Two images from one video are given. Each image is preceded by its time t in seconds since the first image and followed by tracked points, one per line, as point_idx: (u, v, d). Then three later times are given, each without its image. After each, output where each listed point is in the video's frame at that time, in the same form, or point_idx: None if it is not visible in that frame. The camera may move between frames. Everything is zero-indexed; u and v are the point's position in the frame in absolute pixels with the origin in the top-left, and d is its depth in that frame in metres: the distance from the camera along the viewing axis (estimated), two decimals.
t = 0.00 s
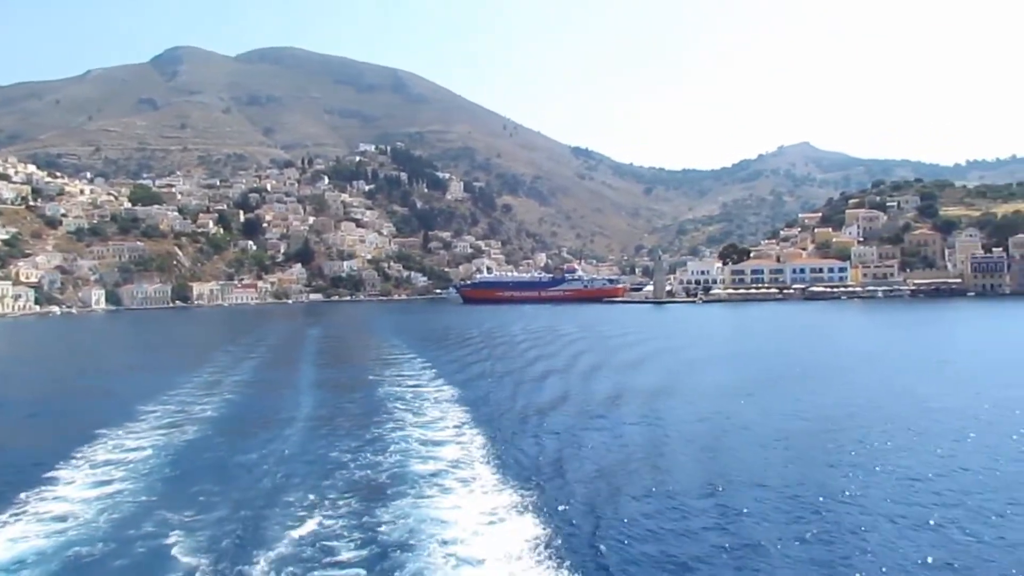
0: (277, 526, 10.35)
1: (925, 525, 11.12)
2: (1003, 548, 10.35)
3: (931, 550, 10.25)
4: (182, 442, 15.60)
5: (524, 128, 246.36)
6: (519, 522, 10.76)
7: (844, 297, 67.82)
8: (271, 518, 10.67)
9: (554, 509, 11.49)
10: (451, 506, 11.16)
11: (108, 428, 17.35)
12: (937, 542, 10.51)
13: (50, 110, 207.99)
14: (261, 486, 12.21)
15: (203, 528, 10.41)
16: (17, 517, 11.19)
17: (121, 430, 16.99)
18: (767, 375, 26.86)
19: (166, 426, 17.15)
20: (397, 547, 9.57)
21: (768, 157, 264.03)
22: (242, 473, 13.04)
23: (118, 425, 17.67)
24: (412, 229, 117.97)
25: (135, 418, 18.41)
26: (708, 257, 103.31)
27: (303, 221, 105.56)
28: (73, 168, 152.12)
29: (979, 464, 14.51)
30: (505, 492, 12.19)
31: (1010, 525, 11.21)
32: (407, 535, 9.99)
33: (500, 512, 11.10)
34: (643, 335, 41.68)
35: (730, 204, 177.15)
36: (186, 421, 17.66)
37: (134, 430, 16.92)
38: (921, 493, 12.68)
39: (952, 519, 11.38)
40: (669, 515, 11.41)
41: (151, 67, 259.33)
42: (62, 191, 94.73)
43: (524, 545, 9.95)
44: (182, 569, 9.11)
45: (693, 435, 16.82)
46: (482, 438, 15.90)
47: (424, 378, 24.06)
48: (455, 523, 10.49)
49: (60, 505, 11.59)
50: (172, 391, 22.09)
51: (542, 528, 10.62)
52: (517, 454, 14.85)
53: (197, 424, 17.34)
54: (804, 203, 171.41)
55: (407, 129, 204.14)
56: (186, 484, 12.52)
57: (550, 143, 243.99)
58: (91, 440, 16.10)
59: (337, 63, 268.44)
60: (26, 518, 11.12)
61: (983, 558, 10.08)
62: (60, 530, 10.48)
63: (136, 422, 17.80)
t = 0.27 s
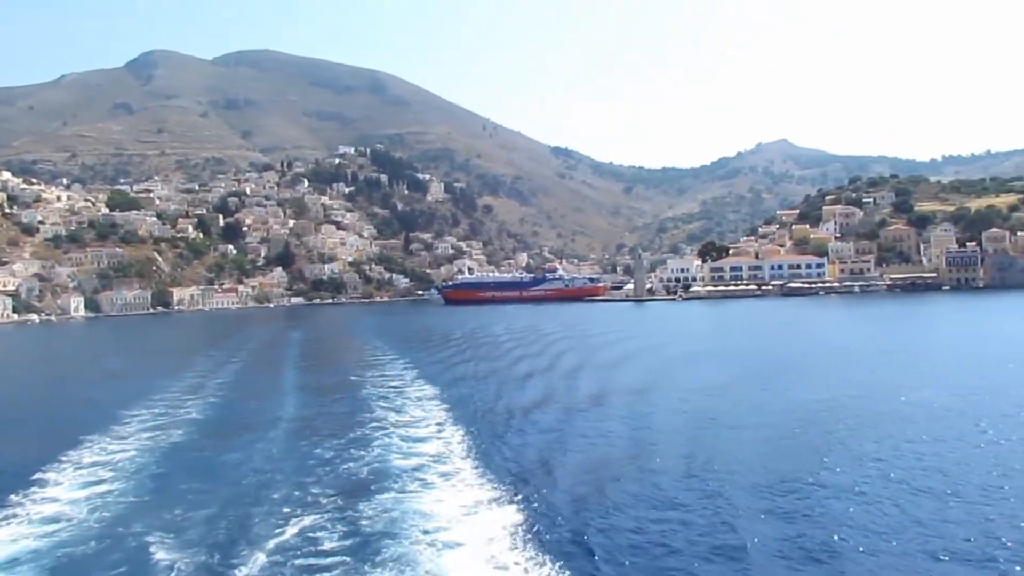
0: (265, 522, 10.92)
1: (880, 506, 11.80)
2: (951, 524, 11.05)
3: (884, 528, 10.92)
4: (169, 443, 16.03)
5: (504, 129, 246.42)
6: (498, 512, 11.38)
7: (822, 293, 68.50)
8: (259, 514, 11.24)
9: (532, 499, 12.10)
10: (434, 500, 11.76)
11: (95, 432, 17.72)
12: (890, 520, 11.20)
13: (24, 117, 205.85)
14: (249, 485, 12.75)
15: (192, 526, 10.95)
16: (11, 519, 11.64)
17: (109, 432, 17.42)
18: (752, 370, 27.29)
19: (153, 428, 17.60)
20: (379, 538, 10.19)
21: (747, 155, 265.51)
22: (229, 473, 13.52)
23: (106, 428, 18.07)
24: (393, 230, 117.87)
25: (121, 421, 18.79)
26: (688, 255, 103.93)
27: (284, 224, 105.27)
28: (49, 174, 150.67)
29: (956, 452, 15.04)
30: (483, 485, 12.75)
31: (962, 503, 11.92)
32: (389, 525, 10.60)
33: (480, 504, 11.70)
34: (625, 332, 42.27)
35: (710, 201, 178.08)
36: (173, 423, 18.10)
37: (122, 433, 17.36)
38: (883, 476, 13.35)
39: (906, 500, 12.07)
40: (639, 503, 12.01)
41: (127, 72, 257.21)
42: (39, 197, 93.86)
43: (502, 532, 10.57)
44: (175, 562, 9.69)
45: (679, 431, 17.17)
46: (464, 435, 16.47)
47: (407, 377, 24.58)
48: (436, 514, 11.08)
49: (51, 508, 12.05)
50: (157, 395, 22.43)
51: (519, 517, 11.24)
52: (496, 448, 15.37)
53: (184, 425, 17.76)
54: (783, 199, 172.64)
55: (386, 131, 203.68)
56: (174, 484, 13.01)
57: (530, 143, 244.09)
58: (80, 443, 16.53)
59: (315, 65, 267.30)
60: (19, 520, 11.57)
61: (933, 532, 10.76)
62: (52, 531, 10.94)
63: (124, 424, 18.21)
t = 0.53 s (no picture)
0: (247, 512, 11.24)
1: (844, 497, 12.27)
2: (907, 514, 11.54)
3: (842, 516, 11.41)
4: (152, 438, 16.23)
5: (486, 127, 246.26)
6: (474, 503, 11.75)
7: (800, 292, 69.03)
8: (241, 506, 11.53)
9: (508, 492, 12.47)
10: (412, 491, 12.12)
11: (76, 428, 17.84)
12: (852, 510, 11.66)
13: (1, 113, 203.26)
14: (232, 477, 13.04)
15: (177, 517, 11.20)
16: None
17: (92, 428, 17.58)
18: (737, 368, 27.55)
19: (135, 423, 17.78)
20: (359, 526, 10.52)
21: (728, 155, 266.88)
22: (212, 466, 13.77)
23: (88, 424, 18.22)
24: (375, 229, 117.55)
25: (103, 417, 18.91)
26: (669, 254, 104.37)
27: (264, 222, 104.75)
28: (26, 171, 148.93)
29: (937, 447, 15.39)
30: (461, 478, 13.11)
31: (920, 494, 12.41)
32: (369, 515, 10.94)
33: (457, 496, 12.05)
34: (605, 331, 42.65)
35: (691, 201, 178.92)
36: (156, 417, 18.29)
37: (105, 427, 17.53)
38: (849, 470, 13.83)
39: (868, 491, 12.54)
40: (612, 494, 12.37)
41: (105, 68, 254.75)
42: (16, 194, 92.70)
43: (478, 522, 10.93)
44: (161, 553, 9.95)
45: (664, 428, 17.41)
46: (443, 429, 16.80)
47: (388, 374, 24.86)
48: (414, 505, 11.44)
49: (37, 500, 12.25)
50: (138, 391, 22.51)
51: (496, 508, 11.60)
52: (475, 443, 15.66)
53: (167, 419, 17.94)
54: (763, 199, 173.80)
55: (368, 129, 202.95)
56: (158, 478, 13.24)
57: (512, 142, 244.04)
58: (63, 438, 16.70)
59: (296, 62, 265.91)
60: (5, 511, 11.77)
61: (892, 520, 11.23)
62: (37, 523, 11.08)
63: (106, 420, 18.38)
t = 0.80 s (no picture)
0: (230, 505, 11.41)
1: (814, 491, 12.61)
2: (872, 505, 11.92)
3: (810, 508, 11.76)
4: (135, 434, 16.31)
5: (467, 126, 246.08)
6: (454, 496, 12.01)
7: (777, 290, 69.61)
8: (225, 499, 11.70)
9: (484, 485, 12.74)
10: (391, 485, 12.36)
11: (58, 425, 17.85)
12: (820, 503, 12.01)
13: None
14: (216, 471, 13.20)
15: (161, 510, 11.34)
16: None
17: (73, 425, 17.63)
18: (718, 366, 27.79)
19: (117, 420, 17.84)
20: (339, 517, 10.74)
21: (708, 154, 268.33)
22: (196, 461, 13.90)
23: (70, 421, 18.25)
24: (355, 228, 117.20)
25: (85, 414, 18.94)
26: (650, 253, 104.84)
27: (244, 221, 104.22)
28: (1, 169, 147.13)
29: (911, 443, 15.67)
30: (441, 472, 13.34)
31: (885, 486, 12.79)
32: (348, 507, 11.16)
33: (435, 490, 12.28)
34: (586, 329, 42.97)
35: (672, 200, 179.82)
36: (138, 414, 18.37)
37: (86, 424, 17.57)
38: (819, 465, 14.17)
39: (837, 484, 12.90)
40: (591, 488, 12.61)
41: (82, 65, 252.03)
42: None
43: (455, 515, 11.18)
44: (145, 544, 10.11)
45: (645, 426, 17.56)
46: (424, 426, 17.02)
47: (369, 371, 25.04)
48: (393, 497, 11.68)
49: (22, 493, 12.34)
50: (119, 390, 22.50)
51: (473, 501, 11.85)
52: (455, 440, 15.87)
53: (149, 416, 18.01)
54: (743, 198, 174.98)
55: (349, 128, 202.23)
56: (142, 473, 13.37)
57: (493, 141, 243.99)
58: (44, 434, 16.72)
59: (276, 61, 264.47)
60: None
61: (856, 512, 11.60)
62: (22, 517, 11.15)
63: (88, 417, 18.42)
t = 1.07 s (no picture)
0: (211, 496, 11.50)
1: (784, 486, 12.86)
2: (840, 499, 12.21)
3: (779, 501, 12.02)
4: (116, 430, 16.36)
5: (449, 125, 245.83)
6: (431, 489, 12.18)
7: (755, 289, 70.19)
8: (205, 491, 11.80)
9: (460, 480, 12.90)
10: (368, 478, 12.49)
11: (38, 421, 17.83)
12: (790, 496, 12.27)
13: None
14: (195, 464, 13.30)
15: (144, 502, 11.42)
16: None
17: (54, 421, 17.63)
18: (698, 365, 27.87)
19: (98, 416, 17.86)
20: (317, 508, 10.87)
21: (688, 154, 269.80)
22: (176, 455, 13.99)
23: (50, 418, 18.23)
24: (336, 227, 116.89)
25: (65, 411, 18.93)
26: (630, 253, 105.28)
27: (224, 219, 103.68)
28: None
29: (888, 442, 15.81)
30: (419, 466, 13.53)
31: (854, 480, 13.07)
32: (327, 498, 11.29)
33: (412, 483, 12.44)
34: (566, 328, 43.22)
35: (652, 199, 180.64)
36: (118, 410, 18.40)
37: (67, 421, 17.59)
38: (790, 461, 14.42)
39: (808, 478, 13.20)
40: (568, 484, 12.81)
41: (58, 61, 249.23)
42: None
43: (431, 507, 11.33)
44: (128, 535, 10.20)
45: (622, 424, 17.81)
46: (402, 422, 17.19)
47: (348, 369, 25.13)
48: (371, 490, 11.81)
49: (5, 486, 12.39)
50: (99, 388, 22.46)
51: (450, 494, 12.01)
52: (435, 437, 16.03)
53: (129, 412, 18.04)
54: (723, 198, 176.05)
55: (329, 126, 201.42)
56: (123, 466, 13.44)
57: (474, 139, 243.93)
58: (25, 430, 16.73)
59: (256, 58, 262.86)
60: None
61: (824, 505, 11.87)
62: (6, 508, 11.20)
63: (68, 414, 18.41)
